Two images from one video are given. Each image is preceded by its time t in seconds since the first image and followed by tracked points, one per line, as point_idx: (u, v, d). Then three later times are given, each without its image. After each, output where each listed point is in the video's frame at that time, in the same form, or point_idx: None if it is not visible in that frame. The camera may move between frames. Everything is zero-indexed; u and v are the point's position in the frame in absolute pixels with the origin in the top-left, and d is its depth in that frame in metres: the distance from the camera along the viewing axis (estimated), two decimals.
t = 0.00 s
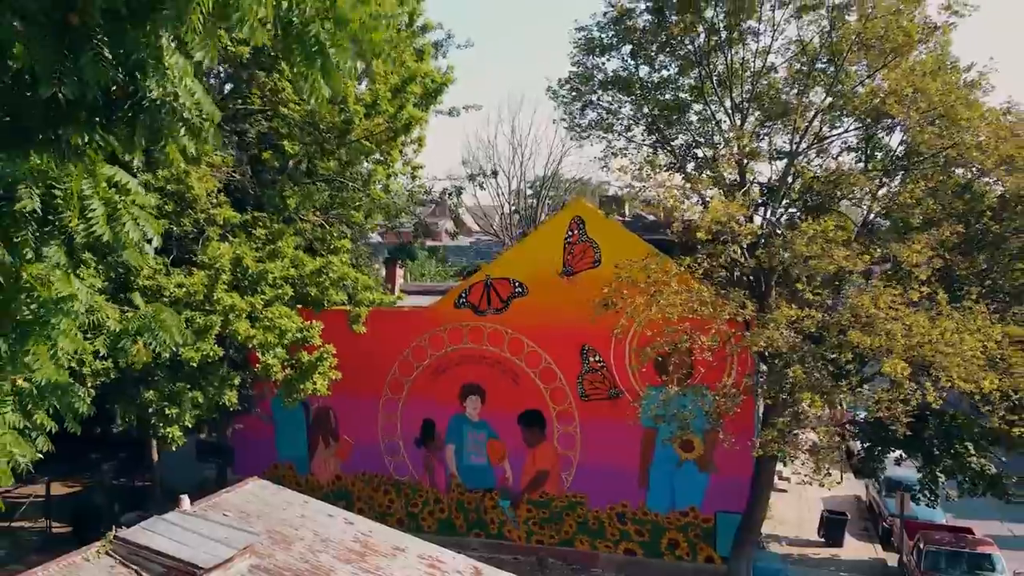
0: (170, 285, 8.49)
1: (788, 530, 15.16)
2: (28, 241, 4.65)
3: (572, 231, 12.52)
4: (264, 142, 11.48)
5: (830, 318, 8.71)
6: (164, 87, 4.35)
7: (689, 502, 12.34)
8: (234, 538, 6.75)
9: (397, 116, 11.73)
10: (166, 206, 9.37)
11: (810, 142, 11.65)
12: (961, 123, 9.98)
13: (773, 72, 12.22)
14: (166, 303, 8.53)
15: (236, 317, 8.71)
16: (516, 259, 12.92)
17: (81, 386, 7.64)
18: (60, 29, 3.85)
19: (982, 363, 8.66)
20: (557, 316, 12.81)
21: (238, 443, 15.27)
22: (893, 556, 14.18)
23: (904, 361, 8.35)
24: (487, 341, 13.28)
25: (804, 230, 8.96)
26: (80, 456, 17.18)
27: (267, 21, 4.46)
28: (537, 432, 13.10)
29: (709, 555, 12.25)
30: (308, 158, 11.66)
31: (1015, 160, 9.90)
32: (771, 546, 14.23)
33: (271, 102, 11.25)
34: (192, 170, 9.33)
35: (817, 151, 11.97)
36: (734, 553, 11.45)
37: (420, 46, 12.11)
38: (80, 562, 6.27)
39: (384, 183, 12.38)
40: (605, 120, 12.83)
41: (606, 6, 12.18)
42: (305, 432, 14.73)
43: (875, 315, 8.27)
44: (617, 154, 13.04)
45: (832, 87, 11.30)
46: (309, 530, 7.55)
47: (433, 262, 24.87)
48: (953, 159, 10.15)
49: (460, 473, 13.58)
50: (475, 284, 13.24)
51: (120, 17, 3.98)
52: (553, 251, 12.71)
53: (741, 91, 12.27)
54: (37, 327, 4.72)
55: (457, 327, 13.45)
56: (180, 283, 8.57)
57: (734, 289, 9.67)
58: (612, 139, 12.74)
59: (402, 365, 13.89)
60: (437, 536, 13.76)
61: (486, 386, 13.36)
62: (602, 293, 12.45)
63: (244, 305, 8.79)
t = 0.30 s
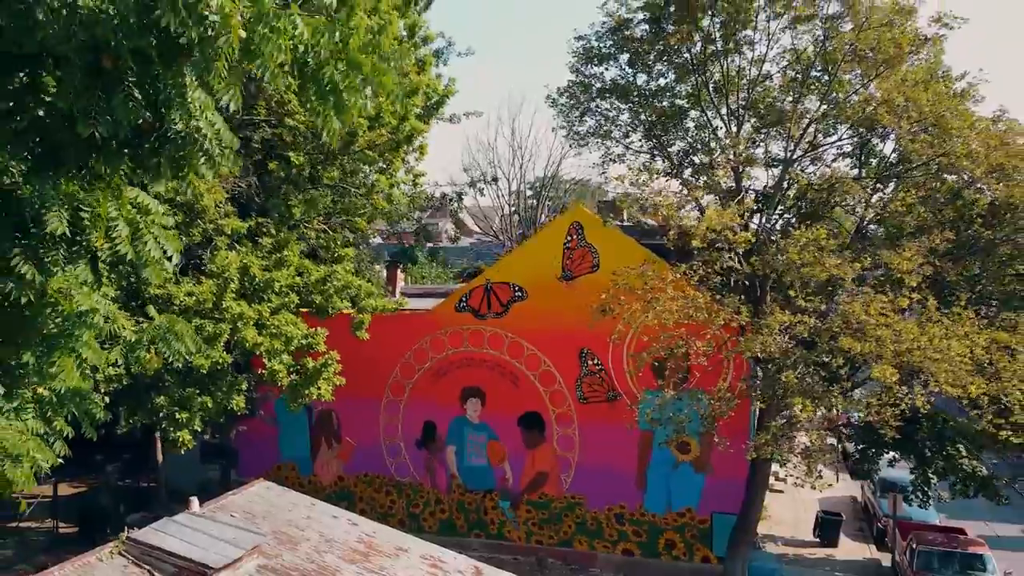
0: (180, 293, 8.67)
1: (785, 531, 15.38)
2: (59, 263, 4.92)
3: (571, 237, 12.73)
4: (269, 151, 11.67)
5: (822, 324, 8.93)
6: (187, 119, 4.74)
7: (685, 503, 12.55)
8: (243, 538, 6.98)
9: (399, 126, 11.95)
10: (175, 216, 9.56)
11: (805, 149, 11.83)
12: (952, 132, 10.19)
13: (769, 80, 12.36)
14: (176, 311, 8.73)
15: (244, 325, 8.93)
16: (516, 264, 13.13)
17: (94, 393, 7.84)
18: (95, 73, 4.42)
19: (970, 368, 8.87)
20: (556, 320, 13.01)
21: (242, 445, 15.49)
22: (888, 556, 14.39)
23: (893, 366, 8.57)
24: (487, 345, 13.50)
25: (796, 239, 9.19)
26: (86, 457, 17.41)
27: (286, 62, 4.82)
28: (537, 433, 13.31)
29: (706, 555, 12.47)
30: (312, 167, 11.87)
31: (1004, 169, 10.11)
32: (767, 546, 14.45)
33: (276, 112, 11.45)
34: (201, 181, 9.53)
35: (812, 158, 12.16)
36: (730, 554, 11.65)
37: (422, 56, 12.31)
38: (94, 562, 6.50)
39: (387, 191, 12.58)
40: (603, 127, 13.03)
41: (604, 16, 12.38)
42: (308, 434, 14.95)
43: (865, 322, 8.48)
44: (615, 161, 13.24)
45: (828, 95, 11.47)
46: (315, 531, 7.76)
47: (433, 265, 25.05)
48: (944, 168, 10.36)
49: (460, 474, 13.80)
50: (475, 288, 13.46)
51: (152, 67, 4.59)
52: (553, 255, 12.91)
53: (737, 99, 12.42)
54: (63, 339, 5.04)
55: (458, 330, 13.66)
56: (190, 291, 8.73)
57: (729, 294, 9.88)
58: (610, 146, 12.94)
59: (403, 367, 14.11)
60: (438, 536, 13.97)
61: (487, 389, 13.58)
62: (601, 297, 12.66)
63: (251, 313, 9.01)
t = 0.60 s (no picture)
0: (190, 297, 8.89)
1: (781, 526, 15.64)
2: (82, 276, 5.10)
3: (571, 238, 12.93)
4: (273, 155, 11.86)
5: (814, 326, 9.14)
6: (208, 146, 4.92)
7: (682, 500, 12.79)
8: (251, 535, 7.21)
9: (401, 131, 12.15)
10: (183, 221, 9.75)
11: (801, 153, 12.01)
12: (943, 137, 10.37)
13: (765, 83, 12.53)
14: (185, 314, 8.94)
15: (251, 328, 9.14)
16: (516, 264, 13.35)
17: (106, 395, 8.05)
18: (123, 104, 4.51)
19: (958, 369, 9.11)
20: (555, 320, 13.24)
21: (246, 442, 15.73)
22: (881, 551, 14.65)
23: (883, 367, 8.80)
24: (487, 344, 13.72)
25: (789, 243, 9.41)
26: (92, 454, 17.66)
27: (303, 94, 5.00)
28: (536, 431, 13.55)
29: (702, 551, 12.71)
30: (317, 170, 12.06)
31: (994, 173, 10.31)
32: (763, 542, 14.71)
33: (281, 118, 11.65)
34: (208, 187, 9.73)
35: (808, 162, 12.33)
36: (725, 550, 11.88)
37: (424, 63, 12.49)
38: (108, 557, 6.74)
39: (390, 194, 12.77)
40: (602, 130, 13.22)
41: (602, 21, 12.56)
42: (311, 432, 15.20)
43: (856, 324, 8.70)
44: (613, 163, 13.44)
45: (823, 99, 11.63)
46: (320, 528, 7.98)
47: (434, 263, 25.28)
48: (935, 172, 10.58)
49: (461, 471, 14.04)
50: (476, 288, 13.68)
51: (176, 96, 4.72)
52: (552, 256, 13.13)
53: (734, 102, 12.57)
54: (85, 348, 5.17)
55: (458, 330, 13.89)
56: (199, 295, 8.94)
57: (724, 296, 10.10)
58: (608, 149, 13.15)
59: (405, 366, 14.33)
60: (439, 532, 14.22)
61: (487, 387, 13.81)
62: (599, 298, 12.87)
63: (258, 316, 9.22)
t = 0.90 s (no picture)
0: (199, 298, 9.11)
1: (776, 519, 15.91)
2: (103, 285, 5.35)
3: (569, 236, 13.15)
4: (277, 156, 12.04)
5: (806, 325, 9.36)
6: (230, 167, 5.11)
7: (678, 493, 13.04)
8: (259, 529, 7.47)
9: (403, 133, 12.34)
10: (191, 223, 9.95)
11: (796, 153, 12.19)
12: (935, 138, 10.55)
13: (761, 84, 12.59)
14: (194, 314, 9.17)
15: (258, 328, 9.35)
16: (516, 262, 13.57)
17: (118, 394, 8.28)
18: (147, 128, 4.65)
19: (946, 366, 9.34)
20: (554, 317, 13.46)
21: (250, 437, 15.99)
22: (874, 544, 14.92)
23: (873, 364, 9.02)
24: (487, 341, 13.95)
25: (782, 244, 9.62)
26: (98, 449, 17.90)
27: (313, 119, 5.22)
28: (535, 426, 13.79)
29: (698, 544, 12.97)
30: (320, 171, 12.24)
31: (984, 174, 10.49)
32: (758, 535, 14.99)
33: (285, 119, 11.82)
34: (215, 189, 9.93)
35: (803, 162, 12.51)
36: (720, 543, 12.13)
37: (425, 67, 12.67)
38: (122, 549, 6.99)
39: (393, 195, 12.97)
40: (601, 130, 13.41)
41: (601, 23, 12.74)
42: (314, 426, 15.45)
43: (847, 324, 8.92)
44: (612, 162, 13.62)
45: (818, 99, 11.79)
46: (325, 521, 8.22)
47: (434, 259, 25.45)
48: (927, 173, 10.77)
49: (461, 465, 14.30)
50: (476, 285, 13.90)
51: (195, 119, 4.90)
52: (551, 254, 13.35)
53: (730, 102, 12.70)
54: (104, 352, 5.61)
55: (459, 326, 14.12)
56: (208, 296, 9.15)
57: (719, 294, 10.31)
58: (606, 149, 13.34)
59: (406, 362, 14.57)
60: (440, 525, 14.48)
61: (486, 383, 14.05)
62: (597, 295, 13.10)
63: (265, 316, 9.44)
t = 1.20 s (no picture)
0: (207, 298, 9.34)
1: (771, 512, 16.19)
2: (121, 291, 5.67)
3: (568, 234, 13.36)
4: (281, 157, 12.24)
5: (799, 323, 9.60)
6: (243, 181, 5.33)
7: (675, 487, 13.31)
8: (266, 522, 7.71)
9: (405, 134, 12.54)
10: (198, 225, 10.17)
11: (791, 154, 12.39)
12: (925, 139, 10.75)
13: (758, 84, 12.71)
14: (202, 314, 9.40)
15: (265, 327, 9.58)
16: (515, 260, 13.80)
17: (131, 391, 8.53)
18: (168, 149, 5.06)
19: (933, 364, 9.58)
20: (553, 314, 13.69)
21: (254, 431, 16.26)
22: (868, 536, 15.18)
23: (863, 361, 9.25)
24: (487, 337, 14.19)
25: (775, 244, 9.85)
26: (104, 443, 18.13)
27: (323, 143, 5.50)
28: (534, 421, 14.05)
29: (694, 536, 13.23)
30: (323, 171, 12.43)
31: (975, 174, 10.69)
32: (753, 527, 15.27)
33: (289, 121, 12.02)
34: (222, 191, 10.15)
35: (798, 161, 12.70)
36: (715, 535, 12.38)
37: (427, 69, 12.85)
38: (135, 541, 7.23)
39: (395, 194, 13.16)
40: (599, 131, 13.62)
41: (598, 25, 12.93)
42: (317, 421, 15.72)
43: (838, 322, 9.14)
44: (610, 161, 13.83)
45: (813, 99, 11.96)
46: (329, 514, 8.46)
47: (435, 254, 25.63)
48: (919, 173, 10.95)
49: (462, 459, 14.56)
50: (476, 282, 14.14)
51: (213, 139, 5.20)
52: (550, 252, 13.56)
53: (727, 101, 12.85)
54: (122, 355, 5.93)
55: (459, 322, 14.36)
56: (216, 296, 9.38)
57: (714, 292, 10.53)
58: (604, 149, 13.56)
59: (407, 358, 14.82)
60: (440, 518, 14.75)
61: (486, 378, 14.30)
62: (595, 292, 13.33)
63: (272, 316, 9.67)
